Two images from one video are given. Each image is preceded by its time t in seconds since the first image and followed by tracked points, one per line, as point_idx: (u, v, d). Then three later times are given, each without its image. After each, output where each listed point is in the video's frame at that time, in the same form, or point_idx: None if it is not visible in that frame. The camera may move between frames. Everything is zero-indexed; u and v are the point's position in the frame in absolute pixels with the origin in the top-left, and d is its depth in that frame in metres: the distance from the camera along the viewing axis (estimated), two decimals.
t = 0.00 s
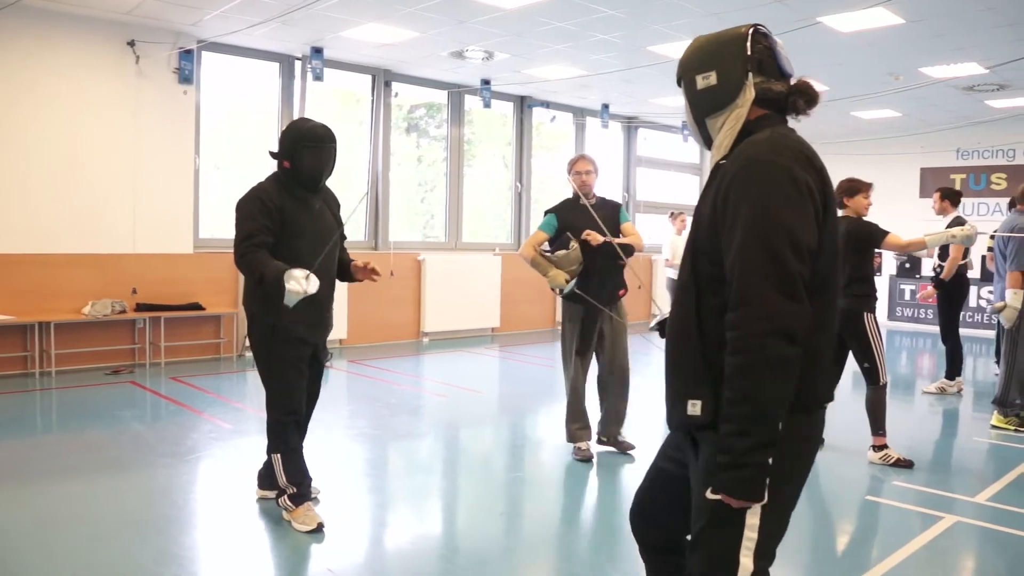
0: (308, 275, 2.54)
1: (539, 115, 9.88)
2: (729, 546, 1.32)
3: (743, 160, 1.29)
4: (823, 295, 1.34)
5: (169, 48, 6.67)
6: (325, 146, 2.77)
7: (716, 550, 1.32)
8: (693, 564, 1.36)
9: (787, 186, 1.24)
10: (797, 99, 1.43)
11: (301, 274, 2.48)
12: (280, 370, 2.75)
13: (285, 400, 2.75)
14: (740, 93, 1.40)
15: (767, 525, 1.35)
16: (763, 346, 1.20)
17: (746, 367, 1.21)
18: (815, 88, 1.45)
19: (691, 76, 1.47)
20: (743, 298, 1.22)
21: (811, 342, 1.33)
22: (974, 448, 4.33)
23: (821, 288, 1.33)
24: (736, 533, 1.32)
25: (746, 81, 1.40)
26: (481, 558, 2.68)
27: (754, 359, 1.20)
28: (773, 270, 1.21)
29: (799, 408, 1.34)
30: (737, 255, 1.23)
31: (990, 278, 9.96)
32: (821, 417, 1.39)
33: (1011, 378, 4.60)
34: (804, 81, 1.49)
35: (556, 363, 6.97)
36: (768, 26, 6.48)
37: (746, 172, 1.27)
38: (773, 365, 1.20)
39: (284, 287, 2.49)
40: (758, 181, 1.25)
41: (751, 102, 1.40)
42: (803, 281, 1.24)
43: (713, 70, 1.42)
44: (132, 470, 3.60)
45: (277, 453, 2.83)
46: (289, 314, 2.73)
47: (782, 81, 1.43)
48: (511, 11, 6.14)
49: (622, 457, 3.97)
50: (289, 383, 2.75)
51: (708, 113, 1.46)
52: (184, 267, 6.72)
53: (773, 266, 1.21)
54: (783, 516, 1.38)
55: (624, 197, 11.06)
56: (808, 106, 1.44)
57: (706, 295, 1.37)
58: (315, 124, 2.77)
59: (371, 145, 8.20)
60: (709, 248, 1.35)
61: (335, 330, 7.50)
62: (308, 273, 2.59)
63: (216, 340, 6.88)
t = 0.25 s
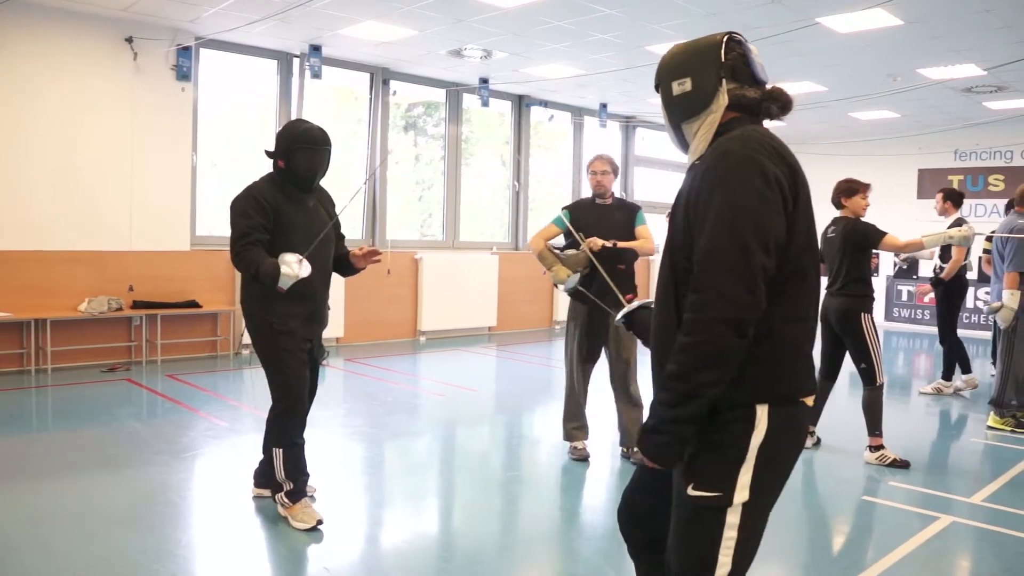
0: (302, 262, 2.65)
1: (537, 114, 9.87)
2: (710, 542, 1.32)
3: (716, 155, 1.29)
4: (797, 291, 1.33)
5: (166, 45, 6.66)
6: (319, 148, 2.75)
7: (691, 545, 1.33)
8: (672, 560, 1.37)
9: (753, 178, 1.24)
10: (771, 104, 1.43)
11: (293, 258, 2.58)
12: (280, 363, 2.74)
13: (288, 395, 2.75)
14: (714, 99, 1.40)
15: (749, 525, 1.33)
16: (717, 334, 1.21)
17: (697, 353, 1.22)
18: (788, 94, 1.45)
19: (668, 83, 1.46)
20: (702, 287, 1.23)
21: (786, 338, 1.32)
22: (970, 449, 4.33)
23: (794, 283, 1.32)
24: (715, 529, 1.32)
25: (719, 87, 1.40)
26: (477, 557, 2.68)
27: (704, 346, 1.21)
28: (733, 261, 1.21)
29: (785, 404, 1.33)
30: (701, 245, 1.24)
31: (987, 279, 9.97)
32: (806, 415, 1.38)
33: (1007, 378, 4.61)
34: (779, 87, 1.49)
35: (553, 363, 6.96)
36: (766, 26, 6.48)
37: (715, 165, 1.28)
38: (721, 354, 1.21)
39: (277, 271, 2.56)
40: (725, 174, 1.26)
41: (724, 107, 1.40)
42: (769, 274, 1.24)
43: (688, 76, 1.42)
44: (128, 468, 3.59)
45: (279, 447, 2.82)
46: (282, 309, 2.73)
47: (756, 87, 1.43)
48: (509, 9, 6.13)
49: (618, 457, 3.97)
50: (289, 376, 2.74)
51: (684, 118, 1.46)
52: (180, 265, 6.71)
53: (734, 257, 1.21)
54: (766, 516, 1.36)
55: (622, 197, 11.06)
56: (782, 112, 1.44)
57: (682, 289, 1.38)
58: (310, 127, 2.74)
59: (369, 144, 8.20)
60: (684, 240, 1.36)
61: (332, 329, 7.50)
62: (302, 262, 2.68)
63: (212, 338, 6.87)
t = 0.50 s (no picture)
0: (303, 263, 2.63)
1: (536, 112, 9.87)
2: (707, 558, 1.33)
3: (731, 176, 1.29)
4: (806, 315, 1.33)
5: (165, 42, 6.66)
6: (319, 145, 2.74)
7: (686, 557, 1.34)
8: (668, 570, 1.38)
9: (768, 206, 1.24)
10: (784, 107, 1.42)
11: (292, 261, 2.56)
12: (282, 365, 2.73)
13: (287, 397, 2.74)
14: (724, 103, 1.40)
15: (747, 543, 1.34)
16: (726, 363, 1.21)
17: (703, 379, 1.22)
18: (801, 96, 1.44)
19: (676, 87, 1.47)
20: (711, 311, 1.23)
21: (794, 363, 1.33)
22: (968, 447, 4.33)
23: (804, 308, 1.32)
24: (714, 547, 1.32)
25: (730, 91, 1.40)
26: (476, 554, 2.68)
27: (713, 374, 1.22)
28: (744, 290, 1.21)
29: (789, 428, 1.34)
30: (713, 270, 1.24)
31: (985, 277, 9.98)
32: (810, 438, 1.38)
33: (1006, 376, 4.61)
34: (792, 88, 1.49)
35: (551, 360, 6.97)
36: (765, 24, 6.48)
37: (730, 188, 1.27)
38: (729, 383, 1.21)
39: (275, 273, 2.55)
40: (739, 198, 1.25)
41: (735, 111, 1.41)
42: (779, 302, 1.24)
43: (697, 80, 1.42)
44: (127, 465, 3.60)
45: (279, 449, 2.82)
46: (284, 309, 2.74)
47: (768, 89, 1.43)
48: (508, 7, 6.14)
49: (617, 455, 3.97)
50: (290, 378, 2.74)
51: (695, 124, 1.46)
52: (179, 262, 6.71)
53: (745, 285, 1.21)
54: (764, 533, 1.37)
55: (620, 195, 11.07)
56: (795, 114, 1.44)
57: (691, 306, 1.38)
58: (309, 124, 2.73)
59: (368, 141, 8.20)
60: (696, 258, 1.36)
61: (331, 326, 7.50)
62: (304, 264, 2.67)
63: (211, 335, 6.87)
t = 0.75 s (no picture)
0: (309, 266, 2.61)
1: (537, 111, 9.86)
2: (704, 560, 1.33)
3: (735, 177, 1.28)
4: (810, 319, 1.33)
5: (166, 41, 6.65)
6: (329, 144, 2.74)
7: (682, 558, 1.34)
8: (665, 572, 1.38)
9: (771, 209, 1.23)
10: (797, 107, 1.41)
11: (298, 264, 2.52)
12: (282, 367, 2.73)
13: (286, 396, 2.74)
14: (737, 102, 1.40)
15: (744, 545, 1.34)
16: (728, 367, 1.21)
17: (706, 385, 1.22)
18: (816, 96, 1.43)
19: (689, 84, 1.47)
20: (714, 316, 1.23)
21: (796, 367, 1.32)
22: (969, 448, 4.33)
23: (808, 311, 1.32)
24: (712, 549, 1.33)
25: (743, 90, 1.40)
26: (476, 554, 2.68)
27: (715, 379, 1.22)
28: (747, 295, 1.21)
29: (790, 432, 1.34)
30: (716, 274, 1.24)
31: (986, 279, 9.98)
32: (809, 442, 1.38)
33: (1006, 377, 4.60)
34: (806, 87, 1.47)
35: (552, 360, 6.97)
36: (766, 24, 6.48)
37: (733, 190, 1.27)
38: (731, 388, 1.21)
39: (281, 276, 2.52)
40: (742, 201, 1.25)
41: (749, 111, 1.40)
42: (782, 306, 1.23)
43: (710, 79, 1.42)
44: (128, 464, 3.59)
45: (279, 449, 2.82)
46: (288, 309, 2.73)
47: (782, 89, 1.42)
48: (510, 7, 6.13)
49: (617, 454, 3.97)
50: (289, 379, 2.73)
51: (707, 122, 1.46)
52: (180, 261, 6.70)
53: (747, 290, 1.21)
54: (760, 537, 1.36)
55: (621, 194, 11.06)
56: (808, 114, 1.42)
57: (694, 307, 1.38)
58: (320, 121, 2.73)
59: (369, 141, 8.20)
60: (699, 259, 1.35)
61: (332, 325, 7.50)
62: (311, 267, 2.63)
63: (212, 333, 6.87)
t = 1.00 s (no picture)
0: (315, 267, 2.62)
1: (541, 111, 9.87)
2: (705, 555, 1.33)
3: (736, 171, 1.28)
4: (810, 313, 1.33)
5: (171, 38, 6.65)
6: (341, 146, 2.74)
7: (684, 553, 1.34)
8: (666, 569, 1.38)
9: (772, 202, 1.23)
10: (799, 106, 1.42)
11: (304, 266, 2.54)
12: (282, 367, 2.73)
13: (285, 395, 2.74)
14: (739, 100, 1.40)
15: (745, 541, 1.34)
16: (729, 359, 1.20)
17: (709, 379, 1.22)
18: (817, 96, 1.44)
19: (692, 81, 1.46)
20: (717, 311, 1.22)
21: (796, 361, 1.33)
22: (971, 449, 4.33)
23: (808, 306, 1.32)
24: (712, 543, 1.32)
25: (745, 87, 1.40)
26: (478, 553, 2.68)
27: (717, 370, 1.21)
28: (748, 286, 1.21)
29: (788, 426, 1.34)
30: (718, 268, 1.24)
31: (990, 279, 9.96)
32: (807, 436, 1.39)
33: (1010, 378, 4.58)
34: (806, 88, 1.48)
35: (555, 359, 6.97)
36: (771, 24, 6.47)
37: (733, 183, 1.27)
38: (734, 379, 1.21)
39: (287, 277, 2.52)
40: (743, 194, 1.25)
41: (750, 109, 1.40)
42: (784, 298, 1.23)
43: (713, 76, 1.42)
44: (130, 461, 3.60)
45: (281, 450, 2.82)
46: (293, 310, 2.73)
47: (783, 88, 1.42)
48: (514, 6, 6.13)
49: (619, 454, 3.97)
50: (286, 380, 2.73)
51: (708, 119, 1.46)
52: (183, 259, 6.71)
53: (749, 284, 1.21)
54: (761, 532, 1.37)
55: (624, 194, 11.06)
56: (809, 114, 1.43)
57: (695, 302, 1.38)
58: (332, 121, 2.72)
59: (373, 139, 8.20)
60: (700, 254, 1.35)
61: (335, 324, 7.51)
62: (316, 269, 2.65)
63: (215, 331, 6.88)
